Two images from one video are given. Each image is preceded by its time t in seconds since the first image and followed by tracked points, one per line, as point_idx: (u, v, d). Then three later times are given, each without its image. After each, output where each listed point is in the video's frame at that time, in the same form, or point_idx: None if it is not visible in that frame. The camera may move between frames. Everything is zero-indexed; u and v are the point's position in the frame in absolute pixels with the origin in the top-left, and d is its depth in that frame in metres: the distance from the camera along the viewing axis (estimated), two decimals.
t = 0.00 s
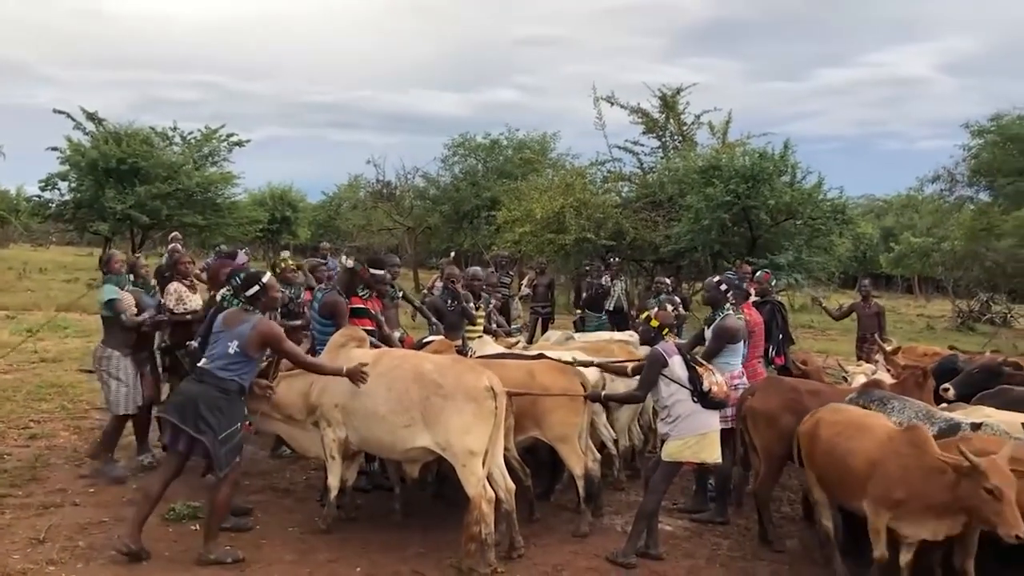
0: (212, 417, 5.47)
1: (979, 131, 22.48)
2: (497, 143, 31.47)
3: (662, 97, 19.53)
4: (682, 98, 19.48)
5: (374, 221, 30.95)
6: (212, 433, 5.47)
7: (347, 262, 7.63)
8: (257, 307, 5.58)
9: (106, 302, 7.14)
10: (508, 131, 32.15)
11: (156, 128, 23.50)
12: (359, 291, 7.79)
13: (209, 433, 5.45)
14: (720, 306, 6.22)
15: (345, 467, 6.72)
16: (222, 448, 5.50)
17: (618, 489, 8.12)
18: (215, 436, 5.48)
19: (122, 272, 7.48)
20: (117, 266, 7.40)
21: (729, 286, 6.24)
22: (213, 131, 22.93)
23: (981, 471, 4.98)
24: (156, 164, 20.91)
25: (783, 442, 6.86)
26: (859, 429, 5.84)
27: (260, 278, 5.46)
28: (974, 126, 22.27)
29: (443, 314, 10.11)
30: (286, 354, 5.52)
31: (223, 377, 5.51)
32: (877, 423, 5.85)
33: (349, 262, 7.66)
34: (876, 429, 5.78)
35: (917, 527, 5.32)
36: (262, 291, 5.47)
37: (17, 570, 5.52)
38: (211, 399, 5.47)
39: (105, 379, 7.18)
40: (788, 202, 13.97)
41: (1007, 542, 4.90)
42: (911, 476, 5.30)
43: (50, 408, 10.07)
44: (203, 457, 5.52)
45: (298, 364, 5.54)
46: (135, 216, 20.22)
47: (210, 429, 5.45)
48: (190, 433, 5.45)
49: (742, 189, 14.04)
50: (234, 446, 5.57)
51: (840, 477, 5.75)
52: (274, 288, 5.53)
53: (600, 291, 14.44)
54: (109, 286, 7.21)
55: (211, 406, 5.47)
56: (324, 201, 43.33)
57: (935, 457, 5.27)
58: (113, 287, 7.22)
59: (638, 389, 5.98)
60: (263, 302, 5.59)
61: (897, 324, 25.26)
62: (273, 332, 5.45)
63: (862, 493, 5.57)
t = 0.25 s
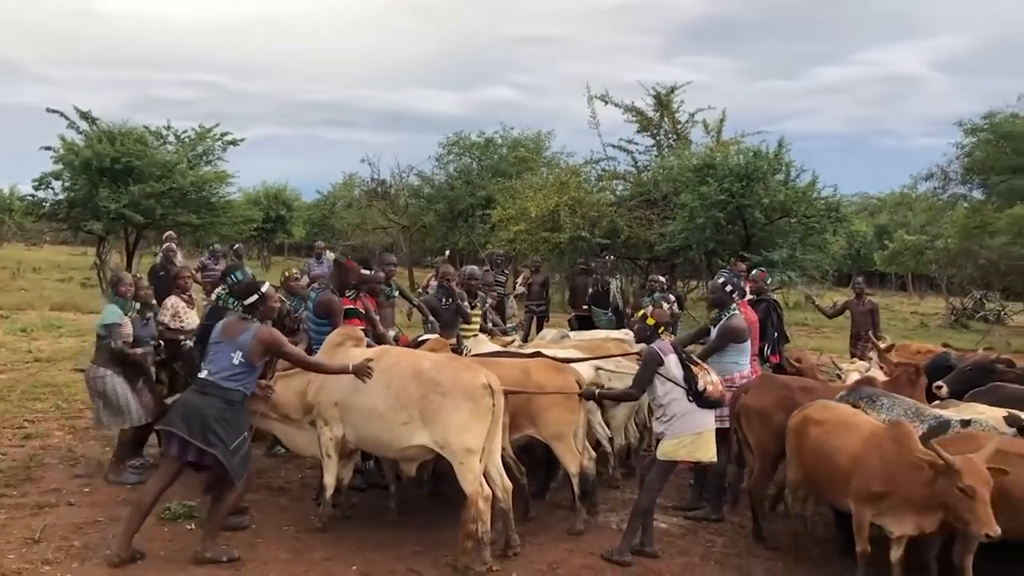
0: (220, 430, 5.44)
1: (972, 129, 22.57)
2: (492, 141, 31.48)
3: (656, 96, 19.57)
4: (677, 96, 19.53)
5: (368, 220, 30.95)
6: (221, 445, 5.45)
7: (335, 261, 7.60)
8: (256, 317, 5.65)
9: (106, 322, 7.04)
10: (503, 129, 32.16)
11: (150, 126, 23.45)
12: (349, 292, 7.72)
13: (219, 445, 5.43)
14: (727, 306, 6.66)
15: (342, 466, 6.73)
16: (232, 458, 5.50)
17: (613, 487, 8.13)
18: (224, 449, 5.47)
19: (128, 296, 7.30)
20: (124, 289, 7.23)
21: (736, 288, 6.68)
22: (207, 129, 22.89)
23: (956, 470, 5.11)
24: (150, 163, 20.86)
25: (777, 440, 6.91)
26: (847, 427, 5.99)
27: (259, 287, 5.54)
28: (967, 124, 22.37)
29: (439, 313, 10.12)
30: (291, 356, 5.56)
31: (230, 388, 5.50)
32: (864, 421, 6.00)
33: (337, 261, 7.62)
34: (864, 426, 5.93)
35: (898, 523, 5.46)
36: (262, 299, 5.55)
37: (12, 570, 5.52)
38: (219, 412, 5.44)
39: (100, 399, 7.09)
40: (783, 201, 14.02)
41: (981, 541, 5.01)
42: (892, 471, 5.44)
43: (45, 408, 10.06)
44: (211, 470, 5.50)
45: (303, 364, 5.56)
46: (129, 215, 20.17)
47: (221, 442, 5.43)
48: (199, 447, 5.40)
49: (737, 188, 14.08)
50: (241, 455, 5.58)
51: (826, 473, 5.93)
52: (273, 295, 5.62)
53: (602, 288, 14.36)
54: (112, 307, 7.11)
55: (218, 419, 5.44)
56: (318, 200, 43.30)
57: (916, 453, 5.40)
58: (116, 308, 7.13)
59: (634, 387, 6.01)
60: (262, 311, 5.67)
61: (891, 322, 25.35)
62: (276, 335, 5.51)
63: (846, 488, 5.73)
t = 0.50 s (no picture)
0: (214, 431, 5.44)
1: (966, 124, 22.62)
2: (486, 138, 31.45)
3: (650, 92, 19.56)
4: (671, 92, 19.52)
5: (363, 217, 30.92)
6: (215, 447, 5.45)
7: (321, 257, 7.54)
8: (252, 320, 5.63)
9: (90, 309, 7.06)
10: (497, 126, 32.12)
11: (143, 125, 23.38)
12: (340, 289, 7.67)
13: (213, 447, 5.43)
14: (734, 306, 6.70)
15: (339, 464, 6.71)
16: (227, 459, 5.50)
17: (609, 483, 8.12)
18: (219, 451, 5.47)
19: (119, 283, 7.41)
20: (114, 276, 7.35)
21: (742, 288, 6.71)
22: (201, 128, 22.83)
23: (926, 460, 5.24)
24: (143, 162, 20.80)
25: (769, 433, 6.89)
26: (830, 420, 6.04)
27: (254, 293, 5.51)
28: (961, 118, 22.42)
29: (434, 310, 10.11)
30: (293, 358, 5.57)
31: (226, 391, 5.50)
32: (848, 415, 6.06)
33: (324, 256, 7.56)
34: (847, 420, 5.99)
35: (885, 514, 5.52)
36: (259, 306, 5.54)
37: (7, 570, 5.50)
38: (213, 414, 5.44)
39: (79, 383, 7.16)
40: (777, 196, 14.04)
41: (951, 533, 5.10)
42: (876, 463, 5.49)
43: (39, 408, 10.03)
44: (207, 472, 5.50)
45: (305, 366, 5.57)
46: (123, 214, 20.10)
47: (216, 444, 5.43)
48: (193, 449, 5.39)
49: (731, 184, 14.09)
50: (236, 457, 5.59)
51: (812, 467, 5.97)
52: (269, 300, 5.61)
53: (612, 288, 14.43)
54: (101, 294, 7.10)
55: (213, 421, 5.43)
56: (312, 198, 43.24)
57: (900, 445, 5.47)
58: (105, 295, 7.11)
59: (632, 383, 6.00)
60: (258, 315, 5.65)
61: (885, 317, 25.40)
62: (276, 339, 5.52)
63: (832, 481, 5.77)
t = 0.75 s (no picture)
0: (202, 427, 5.39)
1: (961, 120, 22.65)
2: (482, 137, 31.42)
3: (646, 90, 19.56)
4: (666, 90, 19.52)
5: (359, 217, 30.88)
6: (203, 442, 5.39)
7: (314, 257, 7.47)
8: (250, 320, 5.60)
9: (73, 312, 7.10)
10: (492, 125, 32.10)
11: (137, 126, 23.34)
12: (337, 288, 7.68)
13: (201, 443, 5.37)
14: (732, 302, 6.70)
15: (339, 465, 6.69)
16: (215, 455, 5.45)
17: (607, 482, 8.11)
18: (207, 446, 5.41)
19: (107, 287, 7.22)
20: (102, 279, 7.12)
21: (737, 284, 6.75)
22: (196, 128, 22.80)
23: (909, 458, 5.23)
24: (138, 163, 20.76)
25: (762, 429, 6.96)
26: (822, 417, 6.06)
27: (255, 295, 5.48)
28: (956, 115, 22.44)
29: (430, 309, 10.09)
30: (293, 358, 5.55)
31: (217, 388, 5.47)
32: (839, 411, 6.08)
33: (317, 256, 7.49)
34: (838, 416, 6.01)
35: (877, 510, 5.54)
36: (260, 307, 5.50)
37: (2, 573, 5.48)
38: (201, 409, 5.39)
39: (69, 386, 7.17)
40: (773, 193, 14.05)
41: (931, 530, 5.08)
42: (866, 460, 5.51)
43: (35, 410, 10.00)
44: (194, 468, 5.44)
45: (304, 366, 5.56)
46: (118, 215, 20.06)
47: (204, 440, 5.38)
48: (180, 445, 5.34)
49: (727, 181, 14.10)
50: (223, 453, 5.53)
51: (804, 463, 5.98)
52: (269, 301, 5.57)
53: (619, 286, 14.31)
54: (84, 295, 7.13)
55: (201, 417, 5.38)
56: (309, 198, 43.20)
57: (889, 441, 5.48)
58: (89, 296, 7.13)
59: (632, 383, 5.99)
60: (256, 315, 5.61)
61: (882, 313, 25.42)
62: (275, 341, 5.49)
63: (824, 477, 5.79)
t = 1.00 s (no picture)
0: (190, 428, 5.38)
1: (955, 123, 22.74)
2: (478, 142, 31.45)
3: (641, 94, 19.61)
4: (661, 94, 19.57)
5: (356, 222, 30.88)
6: (193, 443, 5.38)
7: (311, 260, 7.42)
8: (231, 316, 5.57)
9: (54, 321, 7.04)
10: (489, 129, 32.12)
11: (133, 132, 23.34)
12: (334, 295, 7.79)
13: (190, 444, 5.36)
14: (722, 304, 6.76)
15: (335, 470, 6.70)
16: (205, 455, 5.43)
17: (604, 486, 8.13)
18: (197, 447, 5.40)
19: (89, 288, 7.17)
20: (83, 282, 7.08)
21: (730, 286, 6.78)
22: (192, 134, 22.80)
23: (892, 460, 5.21)
24: (135, 169, 20.77)
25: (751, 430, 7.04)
26: (817, 421, 6.11)
27: (237, 292, 5.51)
28: (951, 118, 22.53)
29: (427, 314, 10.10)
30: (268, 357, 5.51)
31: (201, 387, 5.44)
32: (834, 414, 6.13)
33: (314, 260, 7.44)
34: (834, 420, 6.05)
35: (870, 513, 5.54)
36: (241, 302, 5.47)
37: None
38: (187, 410, 5.38)
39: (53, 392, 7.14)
40: (768, 197, 14.09)
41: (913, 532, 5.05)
42: (861, 461, 5.52)
43: (32, 416, 10.00)
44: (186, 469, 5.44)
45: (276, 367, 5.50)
46: (115, 221, 20.05)
47: (193, 441, 5.37)
48: (170, 446, 5.34)
49: (722, 185, 14.14)
50: (215, 453, 5.51)
51: (801, 465, 6.01)
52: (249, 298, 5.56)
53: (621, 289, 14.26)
54: (63, 303, 7.06)
55: (188, 418, 5.38)
56: (305, 203, 43.21)
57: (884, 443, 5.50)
58: (68, 303, 7.04)
59: (630, 388, 6.00)
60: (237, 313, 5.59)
61: (879, 316, 25.47)
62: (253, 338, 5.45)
63: (820, 479, 5.83)
